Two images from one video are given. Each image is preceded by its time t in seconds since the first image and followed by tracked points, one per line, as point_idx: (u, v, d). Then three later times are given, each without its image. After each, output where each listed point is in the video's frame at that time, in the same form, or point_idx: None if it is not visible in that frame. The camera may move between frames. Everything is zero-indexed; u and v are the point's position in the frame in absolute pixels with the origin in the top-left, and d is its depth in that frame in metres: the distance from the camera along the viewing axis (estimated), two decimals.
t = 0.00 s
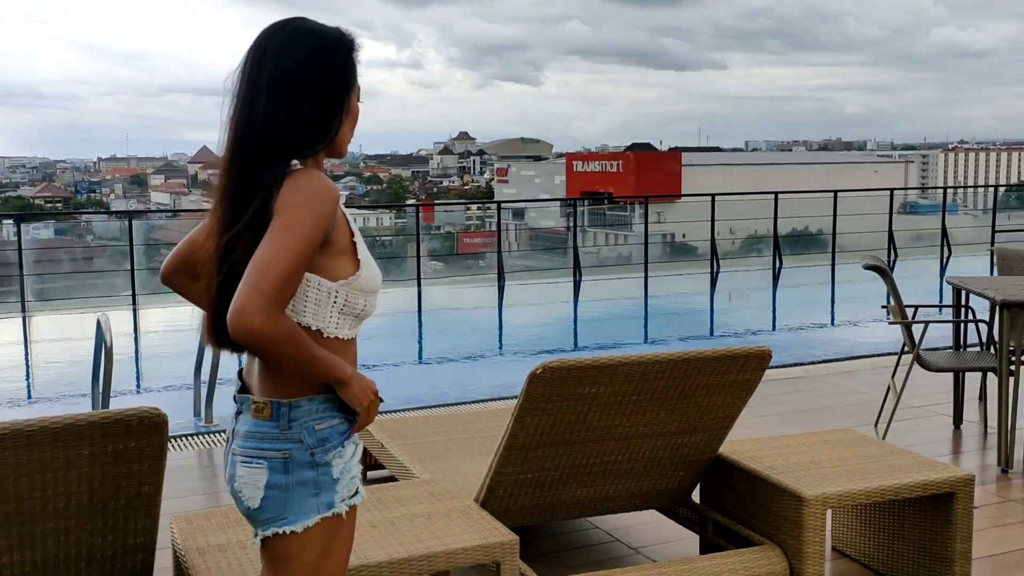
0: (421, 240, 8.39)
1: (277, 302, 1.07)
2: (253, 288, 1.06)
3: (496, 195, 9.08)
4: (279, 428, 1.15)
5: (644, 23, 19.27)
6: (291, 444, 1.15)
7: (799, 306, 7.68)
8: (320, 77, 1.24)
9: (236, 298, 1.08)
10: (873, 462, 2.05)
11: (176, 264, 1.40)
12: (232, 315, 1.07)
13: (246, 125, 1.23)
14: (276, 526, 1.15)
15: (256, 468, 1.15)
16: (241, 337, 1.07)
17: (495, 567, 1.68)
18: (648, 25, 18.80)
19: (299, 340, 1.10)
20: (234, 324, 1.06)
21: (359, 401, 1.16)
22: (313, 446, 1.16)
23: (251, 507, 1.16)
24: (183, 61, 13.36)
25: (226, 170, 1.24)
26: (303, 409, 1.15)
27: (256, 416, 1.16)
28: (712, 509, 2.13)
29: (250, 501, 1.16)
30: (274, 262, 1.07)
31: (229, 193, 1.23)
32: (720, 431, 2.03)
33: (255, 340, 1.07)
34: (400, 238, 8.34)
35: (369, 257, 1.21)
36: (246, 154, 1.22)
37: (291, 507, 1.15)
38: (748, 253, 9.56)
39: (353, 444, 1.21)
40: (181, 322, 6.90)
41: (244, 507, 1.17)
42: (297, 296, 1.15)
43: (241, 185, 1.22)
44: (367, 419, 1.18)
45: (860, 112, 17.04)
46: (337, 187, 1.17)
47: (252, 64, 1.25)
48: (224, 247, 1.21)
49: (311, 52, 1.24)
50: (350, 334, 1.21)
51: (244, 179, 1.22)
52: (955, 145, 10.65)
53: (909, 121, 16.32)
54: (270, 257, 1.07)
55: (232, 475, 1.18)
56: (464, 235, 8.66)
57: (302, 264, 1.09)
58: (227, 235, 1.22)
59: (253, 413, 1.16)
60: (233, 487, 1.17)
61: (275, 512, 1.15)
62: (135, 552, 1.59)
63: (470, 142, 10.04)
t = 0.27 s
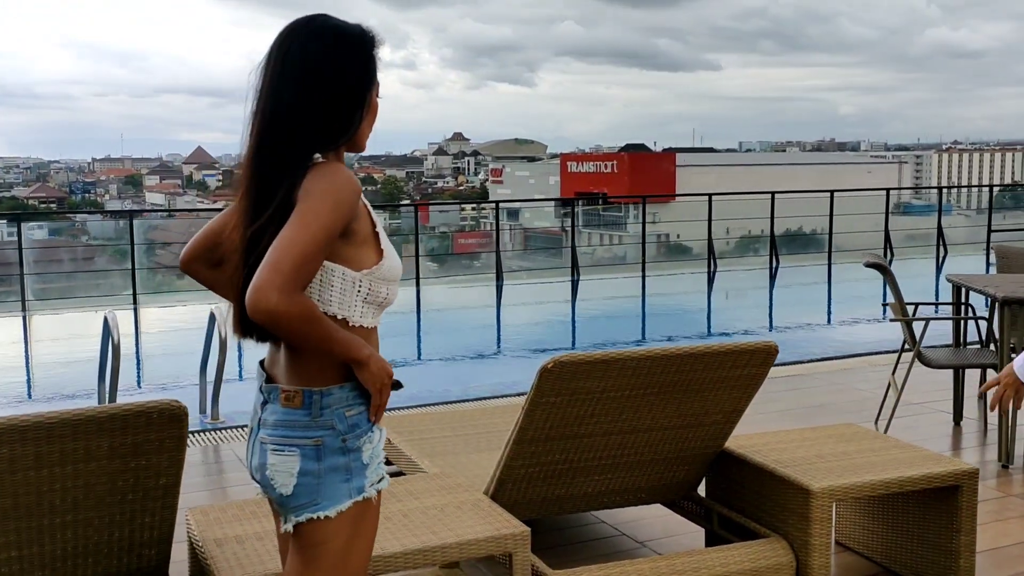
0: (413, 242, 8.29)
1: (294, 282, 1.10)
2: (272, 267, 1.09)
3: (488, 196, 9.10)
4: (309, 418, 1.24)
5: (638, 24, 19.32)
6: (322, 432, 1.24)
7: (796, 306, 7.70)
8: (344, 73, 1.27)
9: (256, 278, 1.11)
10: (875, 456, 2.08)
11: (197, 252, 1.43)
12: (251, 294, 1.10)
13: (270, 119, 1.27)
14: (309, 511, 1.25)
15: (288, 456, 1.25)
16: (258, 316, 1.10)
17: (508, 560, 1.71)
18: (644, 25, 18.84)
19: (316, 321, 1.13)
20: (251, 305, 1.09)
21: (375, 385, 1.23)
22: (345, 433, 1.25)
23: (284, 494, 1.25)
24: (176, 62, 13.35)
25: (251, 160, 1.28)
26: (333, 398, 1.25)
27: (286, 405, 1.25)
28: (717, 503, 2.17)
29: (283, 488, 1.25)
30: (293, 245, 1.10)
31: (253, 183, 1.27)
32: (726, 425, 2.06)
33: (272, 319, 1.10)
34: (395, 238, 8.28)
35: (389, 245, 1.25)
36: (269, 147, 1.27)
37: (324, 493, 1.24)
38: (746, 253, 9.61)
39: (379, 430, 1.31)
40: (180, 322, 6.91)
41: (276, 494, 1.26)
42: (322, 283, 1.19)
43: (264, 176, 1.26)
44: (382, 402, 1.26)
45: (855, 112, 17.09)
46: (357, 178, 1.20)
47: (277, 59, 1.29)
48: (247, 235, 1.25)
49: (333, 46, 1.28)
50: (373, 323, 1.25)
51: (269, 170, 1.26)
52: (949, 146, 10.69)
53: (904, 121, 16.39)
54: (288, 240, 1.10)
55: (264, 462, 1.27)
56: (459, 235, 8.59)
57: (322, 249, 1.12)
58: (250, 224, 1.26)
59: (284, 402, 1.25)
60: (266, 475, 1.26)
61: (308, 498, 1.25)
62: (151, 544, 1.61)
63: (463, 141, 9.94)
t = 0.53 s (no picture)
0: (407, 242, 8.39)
1: (314, 275, 1.13)
2: (295, 260, 1.11)
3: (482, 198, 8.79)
4: (325, 414, 1.27)
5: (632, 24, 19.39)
6: (339, 429, 1.26)
7: (791, 306, 7.73)
8: (360, 77, 1.29)
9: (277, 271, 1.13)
10: (876, 454, 2.11)
11: (204, 250, 1.44)
12: (272, 286, 1.12)
13: (286, 120, 1.29)
14: (324, 507, 1.27)
15: (304, 453, 1.27)
16: (280, 308, 1.12)
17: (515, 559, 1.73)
18: (637, 25, 18.89)
19: (334, 314, 1.15)
20: (273, 299, 1.11)
21: (393, 380, 1.27)
22: (360, 431, 1.28)
23: (299, 491, 1.27)
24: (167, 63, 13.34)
25: (267, 160, 1.30)
26: (349, 396, 1.27)
27: (302, 402, 1.27)
28: (719, 502, 2.19)
29: (298, 485, 1.27)
30: (312, 241, 1.13)
31: (269, 183, 1.29)
32: (728, 424, 2.08)
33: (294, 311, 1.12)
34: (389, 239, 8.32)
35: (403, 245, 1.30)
36: (285, 147, 1.28)
37: (339, 490, 1.27)
38: (741, 254, 9.63)
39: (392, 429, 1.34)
40: (177, 322, 6.91)
41: (291, 491, 1.27)
42: (340, 280, 1.24)
43: (281, 176, 1.28)
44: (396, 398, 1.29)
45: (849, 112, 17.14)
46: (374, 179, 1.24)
47: (293, 62, 1.30)
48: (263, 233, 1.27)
49: (349, 52, 1.30)
50: (387, 320, 1.31)
51: (285, 169, 1.28)
52: (941, 146, 10.78)
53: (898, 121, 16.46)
54: (310, 235, 1.13)
55: (279, 459, 1.28)
56: (453, 236, 8.67)
57: (340, 245, 1.15)
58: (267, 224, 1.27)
59: (300, 401, 1.27)
60: (282, 472, 1.28)
61: (323, 495, 1.27)
62: (161, 544, 1.62)
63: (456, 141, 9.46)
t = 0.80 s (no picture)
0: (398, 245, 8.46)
1: (339, 283, 1.15)
2: (320, 268, 1.14)
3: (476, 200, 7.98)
4: (342, 419, 1.28)
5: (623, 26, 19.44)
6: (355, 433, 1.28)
7: (784, 308, 7.78)
8: (371, 85, 1.31)
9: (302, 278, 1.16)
10: (877, 456, 2.13)
11: (213, 259, 1.45)
12: (299, 293, 1.14)
13: (299, 129, 1.31)
14: (339, 510, 1.28)
15: (320, 456, 1.28)
16: (306, 316, 1.14)
17: (521, 561, 1.74)
18: (628, 27, 18.97)
19: (359, 322, 1.17)
20: (301, 304, 1.13)
21: (409, 410, 1.27)
22: (374, 435, 1.29)
23: (315, 495, 1.28)
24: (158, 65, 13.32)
25: (280, 168, 1.31)
26: (364, 399, 1.28)
27: (317, 408, 1.28)
28: (721, 503, 2.21)
29: (314, 488, 1.28)
30: (337, 249, 1.16)
31: (283, 191, 1.30)
32: (730, 427, 2.09)
33: (320, 317, 1.14)
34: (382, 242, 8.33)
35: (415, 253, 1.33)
36: (299, 156, 1.30)
37: (354, 494, 1.28)
38: (734, 255, 9.68)
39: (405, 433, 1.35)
40: (172, 325, 6.90)
41: (306, 495, 1.28)
42: (354, 285, 1.26)
43: (294, 184, 1.29)
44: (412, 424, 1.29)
45: (839, 114, 17.25)
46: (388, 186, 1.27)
47: (304, 71, 1.32)
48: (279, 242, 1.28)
49: (357, 61, 1.31)
50: (398, 324, 1.32)
51: (299, 178, 1.29)
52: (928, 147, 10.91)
53: (888, 122, 16.55)
54: (332, 243, 1.16)
55: (294, 464, 1.29)
56: (445, 237, 8.71)
57: (359, 253, 1.18)
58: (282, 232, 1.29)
59: (314, 405, 1.29)
60: (297, 476, 1.29)
61: (338, 498, 1.28)
62: (170, 548, 1.63)
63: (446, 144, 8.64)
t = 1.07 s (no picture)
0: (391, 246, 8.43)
1: (363, 293, 1.18)
2: (343, 280, 1.17)
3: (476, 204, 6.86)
4: (355, 420, 1.29)
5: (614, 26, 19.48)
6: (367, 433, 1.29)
7: (778, 308, 7.78)
8: (381, 87, 1.31)
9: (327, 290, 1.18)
10: (880, 454, 2.15)
11: (227, 271, 1.46)
12: (326, 304, 1.17)
13: (311, 135, 1.31)
14: (352, 509, 1.29)
15: (332, 456, 1.28)
16: (332, 326, 1.17)
17: (528, 560, 1.75)
18: (620, 28, 18.98)
19: (382, 332, 1.21)
20: (329, 316, 1.16)
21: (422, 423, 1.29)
22: (386, 435, 1.30)
23: (326, 494, 1.28)
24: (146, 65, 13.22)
25: (293, 176, 1.32)
26: (376, 399, 1.29)
27: (330, 409, 1.29)
28: (724, 501, 2.22)
29: (325, 487, 1.28)
30: (358, 260, 1.18)
31: (296, 199, 1.31)
32: (734, 425, 2.10)
33: (347, 328, 1.16)
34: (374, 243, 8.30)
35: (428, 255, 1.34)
36: (312, 163, 1.30)
37: (366, 492, 1.29)
38: (728, 255, 9.80)
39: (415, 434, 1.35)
40: (167, 326, 6.88)
41: (317, 494, 1.29)
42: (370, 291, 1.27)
43: (308, 190, 1.30)
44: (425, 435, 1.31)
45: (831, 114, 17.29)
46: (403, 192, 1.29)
47: (314, 76, 1.32)
48: (294, 250, 1.29)
49: (367, 65, 1.31)
50: (410, 326, 1.33)
51: (312, 185, 1.30)
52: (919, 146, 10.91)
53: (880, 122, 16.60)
54: (355, 253, 1.19)
55: (305, 463, 1.30)
56: (438, 238, 8.69)
57: (379, 262, 1.20)
58: (297, 240, 1.29)
59: (326, 405, 1.29)
60: (308, 475, 1.29)
61: (350, 497, 1.28)
62: (178, 547, 1.64)
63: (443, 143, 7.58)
